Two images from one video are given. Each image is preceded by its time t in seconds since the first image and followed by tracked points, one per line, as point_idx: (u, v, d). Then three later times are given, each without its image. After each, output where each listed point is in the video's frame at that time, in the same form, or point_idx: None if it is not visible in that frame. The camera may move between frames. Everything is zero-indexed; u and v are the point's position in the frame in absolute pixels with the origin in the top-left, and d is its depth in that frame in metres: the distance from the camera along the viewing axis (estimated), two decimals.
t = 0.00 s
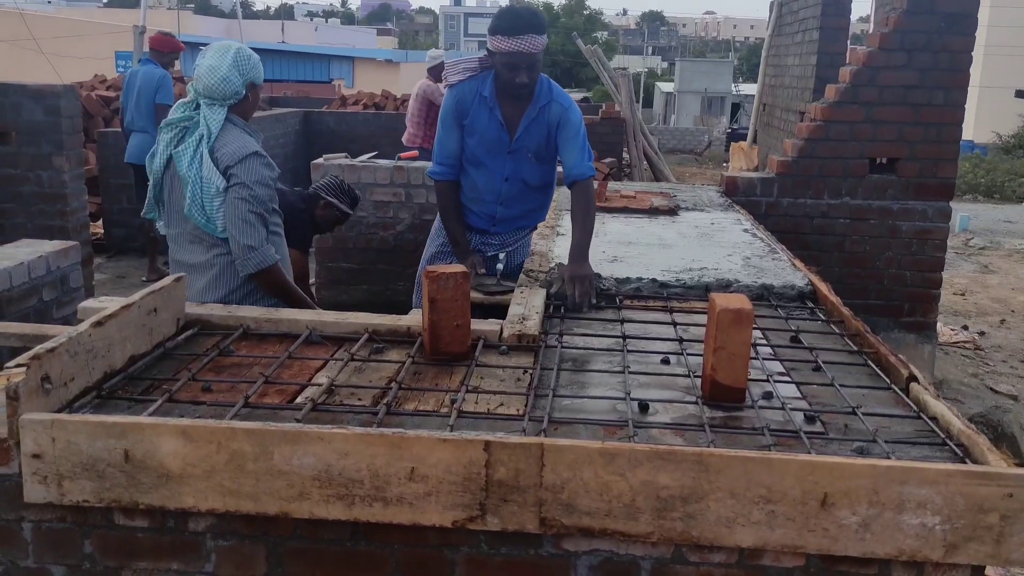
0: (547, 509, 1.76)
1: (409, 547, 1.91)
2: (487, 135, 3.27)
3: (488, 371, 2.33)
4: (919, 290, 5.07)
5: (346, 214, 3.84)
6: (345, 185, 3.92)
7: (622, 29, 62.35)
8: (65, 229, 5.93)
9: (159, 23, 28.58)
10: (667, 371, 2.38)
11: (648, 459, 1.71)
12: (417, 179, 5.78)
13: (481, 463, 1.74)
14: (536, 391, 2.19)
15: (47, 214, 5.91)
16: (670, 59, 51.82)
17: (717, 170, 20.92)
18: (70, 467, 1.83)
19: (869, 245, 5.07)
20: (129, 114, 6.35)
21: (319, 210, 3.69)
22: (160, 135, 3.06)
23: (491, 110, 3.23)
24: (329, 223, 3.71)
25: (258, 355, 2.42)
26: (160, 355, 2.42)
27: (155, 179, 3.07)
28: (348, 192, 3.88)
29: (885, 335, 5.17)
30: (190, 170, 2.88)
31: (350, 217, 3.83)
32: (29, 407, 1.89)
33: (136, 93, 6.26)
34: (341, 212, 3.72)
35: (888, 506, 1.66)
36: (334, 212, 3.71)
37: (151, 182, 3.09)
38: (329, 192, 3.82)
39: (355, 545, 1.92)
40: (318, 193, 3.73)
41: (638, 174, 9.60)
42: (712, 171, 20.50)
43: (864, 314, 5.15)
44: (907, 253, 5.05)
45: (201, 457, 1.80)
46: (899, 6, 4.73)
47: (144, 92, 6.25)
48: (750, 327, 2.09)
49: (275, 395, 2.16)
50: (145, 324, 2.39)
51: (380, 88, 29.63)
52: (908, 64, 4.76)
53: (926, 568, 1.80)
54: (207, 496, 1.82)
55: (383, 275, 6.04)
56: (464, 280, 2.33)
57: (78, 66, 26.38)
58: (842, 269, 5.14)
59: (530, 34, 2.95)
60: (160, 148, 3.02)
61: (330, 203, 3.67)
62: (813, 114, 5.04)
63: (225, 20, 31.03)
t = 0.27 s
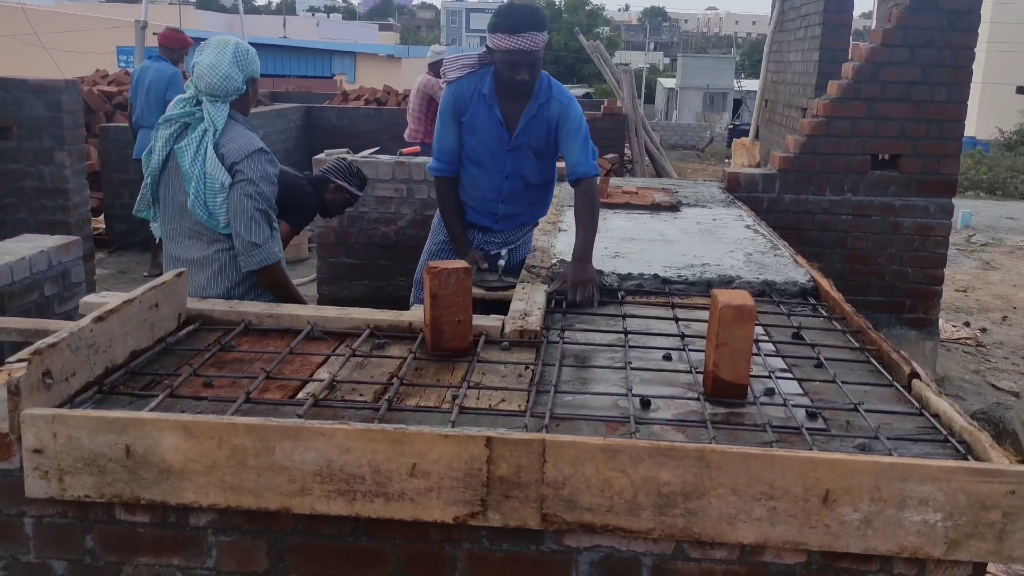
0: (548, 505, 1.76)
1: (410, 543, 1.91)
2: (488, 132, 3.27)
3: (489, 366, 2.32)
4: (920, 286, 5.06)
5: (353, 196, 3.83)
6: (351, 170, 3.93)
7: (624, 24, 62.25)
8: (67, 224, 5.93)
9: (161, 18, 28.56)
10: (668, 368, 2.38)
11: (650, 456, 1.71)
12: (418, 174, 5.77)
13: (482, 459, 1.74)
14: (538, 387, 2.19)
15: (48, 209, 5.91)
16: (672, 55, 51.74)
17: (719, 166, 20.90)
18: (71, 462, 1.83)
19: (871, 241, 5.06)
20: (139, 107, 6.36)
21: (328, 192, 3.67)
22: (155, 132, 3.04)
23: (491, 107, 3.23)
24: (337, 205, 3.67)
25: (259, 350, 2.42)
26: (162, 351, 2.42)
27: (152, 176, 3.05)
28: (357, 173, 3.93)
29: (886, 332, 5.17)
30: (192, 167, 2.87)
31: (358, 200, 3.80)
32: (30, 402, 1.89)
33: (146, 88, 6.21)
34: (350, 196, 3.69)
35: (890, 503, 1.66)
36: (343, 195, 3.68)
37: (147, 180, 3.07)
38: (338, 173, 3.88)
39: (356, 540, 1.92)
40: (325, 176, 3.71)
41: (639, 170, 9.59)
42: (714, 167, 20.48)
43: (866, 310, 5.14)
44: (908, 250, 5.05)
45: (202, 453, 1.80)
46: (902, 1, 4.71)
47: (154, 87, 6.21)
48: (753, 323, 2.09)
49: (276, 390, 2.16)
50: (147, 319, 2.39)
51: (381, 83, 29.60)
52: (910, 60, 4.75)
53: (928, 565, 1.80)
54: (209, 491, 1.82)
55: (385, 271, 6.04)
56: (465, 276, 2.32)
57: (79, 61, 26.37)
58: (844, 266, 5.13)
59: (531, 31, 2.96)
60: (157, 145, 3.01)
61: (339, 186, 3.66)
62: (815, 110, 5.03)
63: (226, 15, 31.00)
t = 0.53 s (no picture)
0: (546, 504, 1.76)
1: (407, 542, 1.91)
2: (482, 134, 3.27)
3: (488, 366, 2.32)
4: (919, 284, 5.06)
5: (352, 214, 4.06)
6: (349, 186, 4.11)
7: (623, 22, 62.22)
8: (66, 223, 5.93)
9: (160, 17, 28.55)
10: (666, 366, 2.38)
11: (647, 455, 1.71)
12: (417, 173, 5.77)
13: (480, 458, 1.74)
14: (536, 386, 2.19)
15: (47, 208, 5.91)
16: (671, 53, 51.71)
17: (718, 164, 20.89)
18: (68, 462, 1.83)
19: (870, 240, 5.06)
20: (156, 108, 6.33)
21: (326, 211, 3.90)
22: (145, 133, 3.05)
23: (486, 109, 3.23)
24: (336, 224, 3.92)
25: (257, 350, 2.42)
26: (159, 350, 2.42)
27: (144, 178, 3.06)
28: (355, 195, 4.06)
29: (885, 330, 5.17)
30: (178, 168, 2.87)
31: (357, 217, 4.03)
32: (27, 402, 1.89)
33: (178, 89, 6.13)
34: (347, 214, 3.92)
35: (887, 502, 1.66)
36: (340, 214, 3.92)
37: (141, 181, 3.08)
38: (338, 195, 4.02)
39: (353, 540, 1.92)
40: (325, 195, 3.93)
41: (638, 168, 9.59)
42: (713, 165, 20.47)
43: (865, 308, 5.14)
44: (907, 248, 5.04)
45: (199, 452, 1.80)
46: None
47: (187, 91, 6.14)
48: (750, 322, 2.08)
49: (274, 390, 2.16)
50: (144, 319, 2.39)
51: (380, 81, 29.58)
52: (909, 59, 4.75)
53: (925, 563, 1.80)
54: (206, 491, 1.82)
55: (383, 270, 6.04)
56: (463, 275, 2.32)
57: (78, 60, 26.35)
58: (842, 264, 5.13)
59: (524, 38, 2.95)
60: (147, 146, 3.01)
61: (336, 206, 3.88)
62: (814, 108, 5.03)
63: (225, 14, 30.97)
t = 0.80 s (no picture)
0: (544, 504, 1.76)
1: (406, 542, 1.91)
2: (478, 130, 3.28)
3: (486, 365, 2.32)
4: (917, 283, 5.07)
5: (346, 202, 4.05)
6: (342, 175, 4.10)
7: (622, 21, 62.21)
8: (64, 223, 5.93)
9: (159, 17, 28.54)
10: (665, 366, 2.38)
11: (645, 455, 1.71)
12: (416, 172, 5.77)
13: (478, 458, 1.74)
14: (534, 386, 2.19)
15: (46, 208, 5.91)
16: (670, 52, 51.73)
17: (717, 163, 20.90)
18: (67, 462, 1.83)
19: (869, 239, 5.06)
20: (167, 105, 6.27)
21: (320, 200, 3.87)
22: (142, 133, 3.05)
23: (478, 105, 3.25)
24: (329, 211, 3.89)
25: (256, 350, 2.42)
26: (158, 350, 2.42)
27: (143, 179, 3.05)
28: (348, 181, 4.04)
29: (884, 329, 5.17)
30: (175, 168, 2.87)
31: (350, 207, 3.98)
32: (25, 403, 1.89)
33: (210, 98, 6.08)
34: (342, 203, 3.87)
35: (885, 502, 1.66)
36: (334, 201, 3.89)
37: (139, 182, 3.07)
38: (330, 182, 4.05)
39: (352, 540, 1.92)
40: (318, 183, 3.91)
41: (637, 167, 9.59)
42: (712, 164, 20.48)
43: (864, 308, 5.14)
44: (906, 247, 5.04)
45: (198, 453, 1.80)
46: None
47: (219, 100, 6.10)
48: (749, 322, 2.08)
49: (273, 390, 2.16)
50: (143, 319, 2.39)
51: (379, 81, 29.57)
52: (907, 58, 4.75)
53: (923, 562, 1.80)
54: (204, 491, 1.82)
55: (382, 269, 6.04)
56: (462, 275, 2.32)
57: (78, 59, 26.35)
58: (841, 263, 5.13)
59: (516, 33, 2.95)
60: (144, 147, 3.00)
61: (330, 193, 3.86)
62: (812, 107, 5.03)
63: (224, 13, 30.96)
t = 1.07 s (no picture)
0: (545, 503, 1.76)
1: (407, 541, 1.91)
2: (475, 122, 3.33)
3: (487, 365, 2.32)
4: (917, 283, 5.07)
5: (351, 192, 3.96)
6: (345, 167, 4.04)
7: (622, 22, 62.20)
8: (64, 223, 5.93)
9: (159, 17, 28.53)
10: (665, 365, 2.38)
11: (645, 453, 1.71)
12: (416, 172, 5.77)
13: (479, 457, 1.74)
14: (535, 385, 2.19)
15: (46, 208, 5.91)
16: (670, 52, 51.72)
17: (717, 164, 20.91)
18: (67, 461, 1.83)
19: (868, 239, 5.06)
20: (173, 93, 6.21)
21: (327, 194, 3.77)
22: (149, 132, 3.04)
23: (474, 97, 3.31)
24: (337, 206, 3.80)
25: (256, 349, 2.42)
26: (158, 349, 2.42)
27: (148, 177, 3.05)
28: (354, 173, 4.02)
29: (884, 329, 5.17)
30: (185, 170, 2.86)
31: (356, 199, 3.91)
32: (26, 401, 1.89)
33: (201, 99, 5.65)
34: (348, 195, 3.81)
35: (885, 500, 1.67)
36: (342, 196, 3.80)
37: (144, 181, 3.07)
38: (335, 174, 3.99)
39: (353, 538, 1.92)
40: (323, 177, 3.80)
41: (637, 167, 9.59)
42: (712, 164, 20.48)
43: (864, 307, 5.14)
44: (906, 247, 5.04)
45: (198, 452, 1.80)
46: None
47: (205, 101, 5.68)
48: (749, 321, 2.08)
49: (273, 389, 2.16)
50: (143, 318, 2.39)
51: (379, 82, 29.57)
52: (907, 58, 4.75)
53: (923, 561, 1.80)
54: (205, 490, 1.82)
55: (382, 269, 6.04)
56: (462, 274, 2.33)
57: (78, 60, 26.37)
58: (841, 263, 5.13)
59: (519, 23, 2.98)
60: (151, 146, 3.00)
61: (338, 188, 3.76)
62: (812, 107, 5.04)
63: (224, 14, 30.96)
